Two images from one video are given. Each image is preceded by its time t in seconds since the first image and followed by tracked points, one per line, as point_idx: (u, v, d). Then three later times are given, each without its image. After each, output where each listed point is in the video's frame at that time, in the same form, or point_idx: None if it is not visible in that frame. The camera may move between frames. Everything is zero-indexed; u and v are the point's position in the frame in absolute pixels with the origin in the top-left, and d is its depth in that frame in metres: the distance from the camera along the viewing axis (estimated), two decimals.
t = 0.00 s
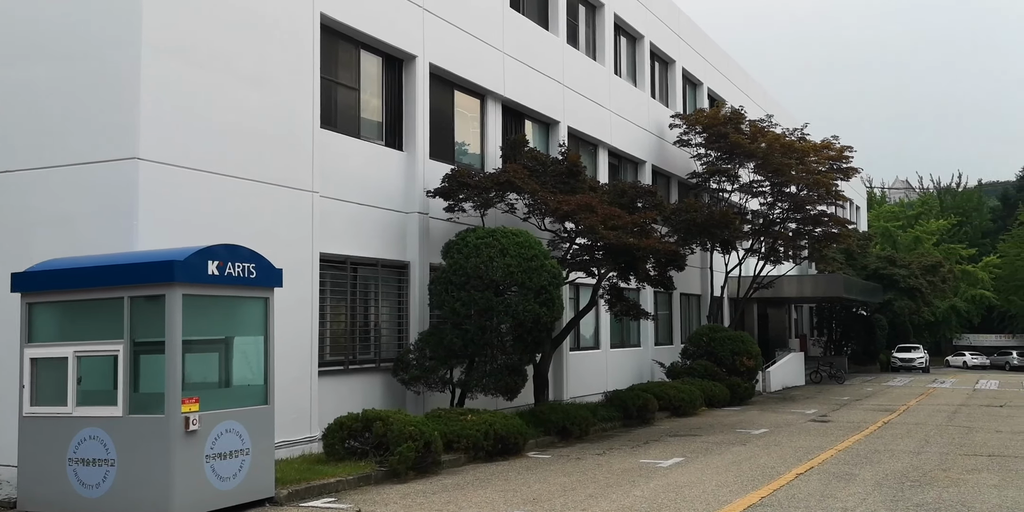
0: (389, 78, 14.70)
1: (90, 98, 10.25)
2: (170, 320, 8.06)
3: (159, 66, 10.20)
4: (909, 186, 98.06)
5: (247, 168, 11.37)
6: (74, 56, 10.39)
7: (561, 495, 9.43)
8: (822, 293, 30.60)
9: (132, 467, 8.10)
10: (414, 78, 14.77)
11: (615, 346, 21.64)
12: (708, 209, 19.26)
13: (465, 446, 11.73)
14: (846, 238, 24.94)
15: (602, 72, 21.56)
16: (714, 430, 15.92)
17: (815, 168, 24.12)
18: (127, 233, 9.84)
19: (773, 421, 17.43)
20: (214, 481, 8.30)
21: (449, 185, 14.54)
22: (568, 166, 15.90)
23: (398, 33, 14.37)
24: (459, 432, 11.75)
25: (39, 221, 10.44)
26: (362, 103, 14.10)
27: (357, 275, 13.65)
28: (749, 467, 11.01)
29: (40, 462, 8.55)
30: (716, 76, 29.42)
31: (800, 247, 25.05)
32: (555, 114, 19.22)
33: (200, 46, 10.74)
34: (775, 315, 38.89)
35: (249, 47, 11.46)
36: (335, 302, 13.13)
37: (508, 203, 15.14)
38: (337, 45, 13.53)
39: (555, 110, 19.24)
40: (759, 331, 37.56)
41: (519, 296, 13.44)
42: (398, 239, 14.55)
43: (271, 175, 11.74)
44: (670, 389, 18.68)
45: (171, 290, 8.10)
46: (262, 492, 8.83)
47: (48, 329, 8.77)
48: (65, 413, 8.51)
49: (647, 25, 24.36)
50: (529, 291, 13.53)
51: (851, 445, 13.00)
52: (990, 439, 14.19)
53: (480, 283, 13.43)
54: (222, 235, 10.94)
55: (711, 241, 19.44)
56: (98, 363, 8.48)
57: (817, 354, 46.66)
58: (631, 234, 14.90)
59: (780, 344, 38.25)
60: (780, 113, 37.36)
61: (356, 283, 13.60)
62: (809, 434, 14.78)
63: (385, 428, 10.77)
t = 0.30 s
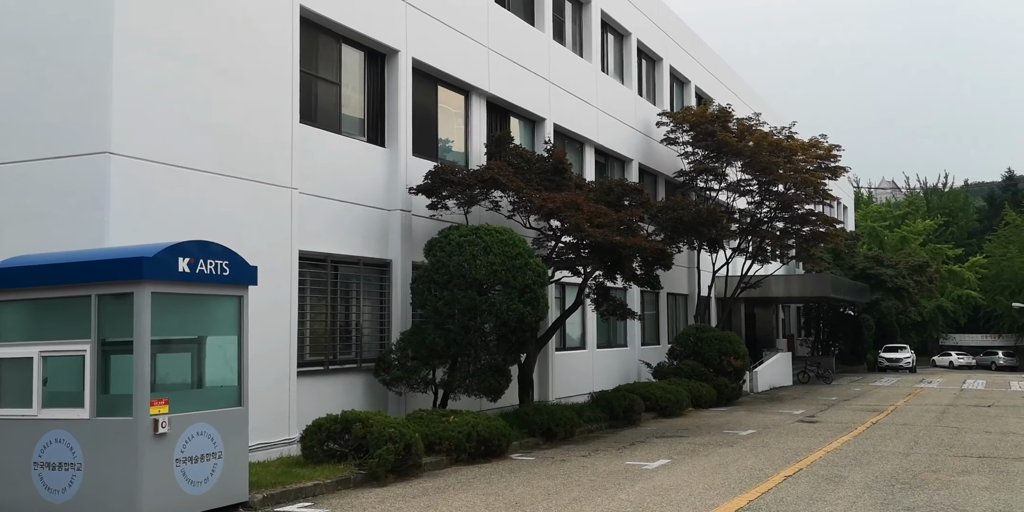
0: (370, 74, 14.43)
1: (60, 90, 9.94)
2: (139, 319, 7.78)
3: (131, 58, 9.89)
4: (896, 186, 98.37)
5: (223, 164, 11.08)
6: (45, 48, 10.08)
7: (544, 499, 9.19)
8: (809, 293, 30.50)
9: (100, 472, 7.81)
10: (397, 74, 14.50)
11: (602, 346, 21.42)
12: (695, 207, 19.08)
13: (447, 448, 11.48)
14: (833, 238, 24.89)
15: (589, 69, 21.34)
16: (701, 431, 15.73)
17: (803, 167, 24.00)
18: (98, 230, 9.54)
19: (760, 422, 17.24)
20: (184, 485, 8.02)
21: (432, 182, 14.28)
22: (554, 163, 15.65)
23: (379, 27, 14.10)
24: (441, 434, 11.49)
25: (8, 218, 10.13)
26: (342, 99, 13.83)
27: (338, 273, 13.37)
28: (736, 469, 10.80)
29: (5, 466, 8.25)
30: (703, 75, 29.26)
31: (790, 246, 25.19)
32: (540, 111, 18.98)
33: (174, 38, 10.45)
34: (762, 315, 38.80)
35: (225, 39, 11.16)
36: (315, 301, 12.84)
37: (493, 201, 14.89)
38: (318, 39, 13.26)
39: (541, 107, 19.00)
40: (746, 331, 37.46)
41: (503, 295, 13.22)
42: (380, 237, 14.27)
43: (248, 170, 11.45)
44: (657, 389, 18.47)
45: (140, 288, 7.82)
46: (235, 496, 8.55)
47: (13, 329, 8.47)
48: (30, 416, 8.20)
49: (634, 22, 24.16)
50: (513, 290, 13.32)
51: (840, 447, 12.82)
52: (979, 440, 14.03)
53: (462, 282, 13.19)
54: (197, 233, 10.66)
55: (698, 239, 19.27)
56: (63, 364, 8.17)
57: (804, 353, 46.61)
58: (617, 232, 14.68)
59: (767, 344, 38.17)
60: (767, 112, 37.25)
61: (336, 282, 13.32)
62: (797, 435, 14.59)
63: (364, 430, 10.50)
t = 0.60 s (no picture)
0: (356, 69, 14.17)
1: (36, 83, 9.66)
2: (112, 319, 7.51)
3: (108, 50, 9.61)
4: (886, 186, 98.55)
5: (204, 160, 10.81)
6: (20, 39, 9.80)
7: (532, 503, 8.97)
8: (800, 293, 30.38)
9: (70, 476, 7.55)
10: (383, 69, 14.25)
11: (592, 346, 21.22)
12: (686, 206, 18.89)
13: (433, 450, 11.25)
14: (824, 237, 24.77)
15: (579, 66, 21.14)
16: (692, 432, 15.53)
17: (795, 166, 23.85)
18: (74, 226, 9.27)
19: (752, 423, 17.06)
20: (158, 489, 7.75)
21: (419, 179, 14.03)
22: (543, 161, 15.43)
23: (365, 21, 13.84)
24: (427, 436, 11.26)
25: None
26: (328, 94, 13.57)
27: (322, 272, 13.11)
28: (728, 472, 10.59)
29: None
30: (694, 73, 29.09)
31: (781, 246, 25.05)
32: (530, 108, 18.76)
33: (153, 30, 10.17)
34: (753, 315, 38.71)
35: (206, 32, 10.89)
36: (299, 300, 12.59)
37: (481, 199, 14.65)
38: (302, 33, 13.00)
39: (531, 104, 18.78)
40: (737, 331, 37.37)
41: (490, 294, 12.99)
42: (366, 235, 14.02)
43: (230, 166, 11.19)
44: (647, 390, 18.28)
45: (114, 286, 7.55)
46: (213, 500, 8.28)
47: None
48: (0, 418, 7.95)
49: (625, 19, 23.97)
50: (501, 289, 13.09)
51: (832, 448, 12.65)
52: (973, 441, 13.88)
53: (449, 281, 12.95)
54: (176, 230, 10.39)
55: (689, 238, 19.09)
56: (34, 365, 7.92)
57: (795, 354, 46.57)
58: (607, 231, 14.47)
59: (757, 344, 38.08)
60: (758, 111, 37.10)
61: (321, 281, 13.06)
62: (789, 437, 14.41)
63: (348, 432, 10.25)
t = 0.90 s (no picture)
0: (342, 64, 13.92)
1: (10, 76, 9.40)
2: (83, 318, 7.25)
3: (84, 43, 9.35)
4: (878, 185, 98.81)
5: (184, 156, 10.56)
6: None
7: (518, 507, 8.74)
8: (791, 292, 30.25)
9: (40, 480, 7.31)
10: (369, 64, 14.00)
11: (582, 346, 21.00)
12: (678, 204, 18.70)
13: (419, 452, 11.02)
14: (816, 236, 24.61)
15: (570, 64, 20.92)
16: (683, 433, 15.33)
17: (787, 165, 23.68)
18: (48, 224, 9.01)
19: (744, 424, 16.87)
20: (131, 494, 7.50)
21: (406, 176, 13.79)
22: (533, 158, 15.20)
23: (351, 15, 13.58)
24: (413, 438, 11.03)
25: None
26: (312, 90, 13.32)
27: (307, 270, 12.85)
28: (720, 474, 10.38)
29: None
30: (685, 71, 28.91)
31: (773, 245, 24.89)
32: (519, 105, 18.53)
33: (131, 23, 9.91)
34: (744, 314, 38.60)
35: (186, 25, 10.63)
36: (282, 299, 12.34)
37: (469, 197, 14.42)
38: (286, 27, 12.74)
39: (520, 101, 18.56)
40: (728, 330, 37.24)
41: (477, 293, 12.76)
42: (351, 233, 13.77)
43: (211, 162, 10.94)
44: (638, 390, 18.07)
45: (85, 284, 7.30)
46: (189, 504, 8.03)
47: None
48: None
49: (616, 16, 23.77)
50: (488, 287, 12.86)
51: (825, 449, 12.46)
52: (967, 442, 13.71)
53: (436, 280, 12.71)
54: (156, 228, 10.14)
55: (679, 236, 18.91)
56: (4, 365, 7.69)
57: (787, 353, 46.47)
58: (596, 228, 14.25)
59: (749, 344, 37.96)
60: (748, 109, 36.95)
61: (305, 280, 12.81)
62: (781, 438, 14.21)
63: (331, 434, 10.01)
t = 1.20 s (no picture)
0: (326, 58, 13.66)
1: None
2: (50, 317, 6.99)
3: (58, 34, 9.08)
4: (870, 185, 98.88)
5: (162, 151, 10.31)
6: None
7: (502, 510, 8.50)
8: (784, 291, 30.07)
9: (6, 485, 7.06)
10: (354, 59, 13.75)
11: (573, 346, 20.77)
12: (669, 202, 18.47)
13: (404, 454, 10.78)
14: (808, 235, 24.42)
15: (560, 60, 20.69)
16: (674, 434, 15.11)
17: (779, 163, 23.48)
18: (19, 220, 8.74)
19: (735, 424, 16.65)
20: (101, 499, 7.24)
21: (391, 172, 13.54)
22: (521, 154, 14.96)
23: (335, 8, 13.32)
24: (398, 440, 10.78)
25: None
26: (295, 84, 13.06)
27: (290, 268, 12.59)
28: (711, 476, 10.15)
29: None
30: (677, 69, 28.71)
31: (765, 243, 24.70)
32: (508, 101, 18.29)
33: (106, 14, 9.65)
34: (737, 314, 38.43)
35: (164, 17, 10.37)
36: (265, 297, 12.08)
37: (456, 194, 14.18)
38: (268, 20, 12.48)
39: (509, 98, 18.31)
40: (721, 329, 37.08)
41: (464, 291, 12.52)
42: (336, 230, 13.51)
43: (191, 157, 10.69)
44: (629, 390, 17.85)
45: (52, 282, 7.04)
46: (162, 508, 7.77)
47: None
48: None
49: (607, 13, 23.54)
50: (475, 285, 12.62)
51: (818, 450, 12.25)
52: (961, 442, 13.51)
53: (421, 278, 12.47)
54: (133, 224, 9.89)
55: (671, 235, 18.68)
56: None
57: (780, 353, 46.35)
58: (586, 226, 14.01)
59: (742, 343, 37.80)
60: (741, 107, 36.78)
61: (289, 278, 12.55)
62: (773, 438, 14.00)
63: (312, 436, 9.76)
